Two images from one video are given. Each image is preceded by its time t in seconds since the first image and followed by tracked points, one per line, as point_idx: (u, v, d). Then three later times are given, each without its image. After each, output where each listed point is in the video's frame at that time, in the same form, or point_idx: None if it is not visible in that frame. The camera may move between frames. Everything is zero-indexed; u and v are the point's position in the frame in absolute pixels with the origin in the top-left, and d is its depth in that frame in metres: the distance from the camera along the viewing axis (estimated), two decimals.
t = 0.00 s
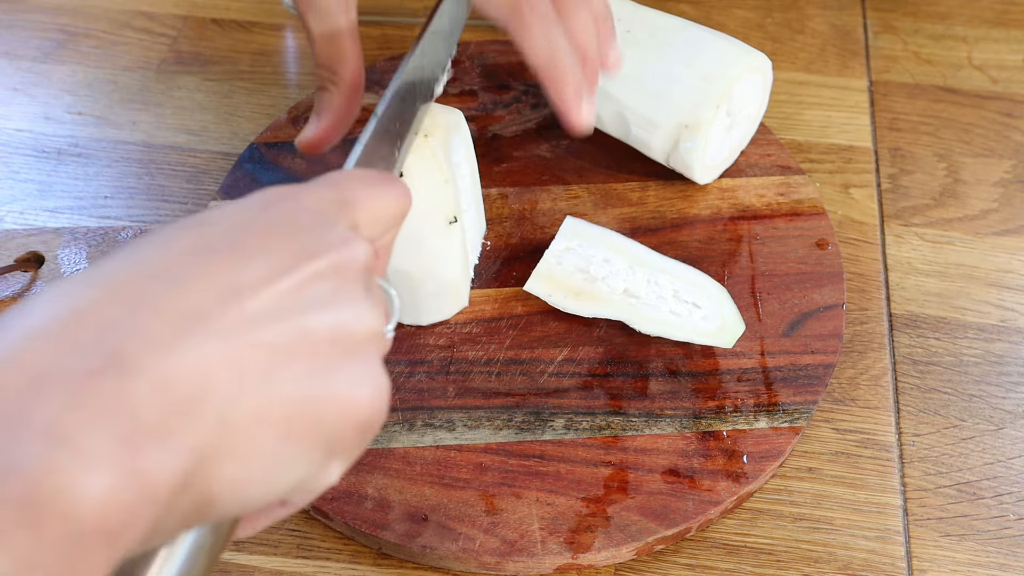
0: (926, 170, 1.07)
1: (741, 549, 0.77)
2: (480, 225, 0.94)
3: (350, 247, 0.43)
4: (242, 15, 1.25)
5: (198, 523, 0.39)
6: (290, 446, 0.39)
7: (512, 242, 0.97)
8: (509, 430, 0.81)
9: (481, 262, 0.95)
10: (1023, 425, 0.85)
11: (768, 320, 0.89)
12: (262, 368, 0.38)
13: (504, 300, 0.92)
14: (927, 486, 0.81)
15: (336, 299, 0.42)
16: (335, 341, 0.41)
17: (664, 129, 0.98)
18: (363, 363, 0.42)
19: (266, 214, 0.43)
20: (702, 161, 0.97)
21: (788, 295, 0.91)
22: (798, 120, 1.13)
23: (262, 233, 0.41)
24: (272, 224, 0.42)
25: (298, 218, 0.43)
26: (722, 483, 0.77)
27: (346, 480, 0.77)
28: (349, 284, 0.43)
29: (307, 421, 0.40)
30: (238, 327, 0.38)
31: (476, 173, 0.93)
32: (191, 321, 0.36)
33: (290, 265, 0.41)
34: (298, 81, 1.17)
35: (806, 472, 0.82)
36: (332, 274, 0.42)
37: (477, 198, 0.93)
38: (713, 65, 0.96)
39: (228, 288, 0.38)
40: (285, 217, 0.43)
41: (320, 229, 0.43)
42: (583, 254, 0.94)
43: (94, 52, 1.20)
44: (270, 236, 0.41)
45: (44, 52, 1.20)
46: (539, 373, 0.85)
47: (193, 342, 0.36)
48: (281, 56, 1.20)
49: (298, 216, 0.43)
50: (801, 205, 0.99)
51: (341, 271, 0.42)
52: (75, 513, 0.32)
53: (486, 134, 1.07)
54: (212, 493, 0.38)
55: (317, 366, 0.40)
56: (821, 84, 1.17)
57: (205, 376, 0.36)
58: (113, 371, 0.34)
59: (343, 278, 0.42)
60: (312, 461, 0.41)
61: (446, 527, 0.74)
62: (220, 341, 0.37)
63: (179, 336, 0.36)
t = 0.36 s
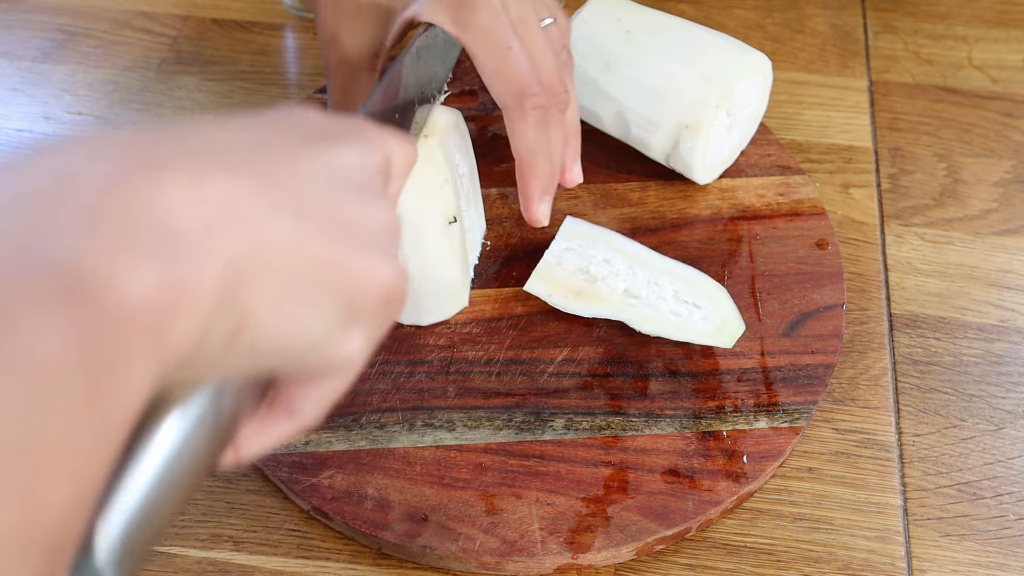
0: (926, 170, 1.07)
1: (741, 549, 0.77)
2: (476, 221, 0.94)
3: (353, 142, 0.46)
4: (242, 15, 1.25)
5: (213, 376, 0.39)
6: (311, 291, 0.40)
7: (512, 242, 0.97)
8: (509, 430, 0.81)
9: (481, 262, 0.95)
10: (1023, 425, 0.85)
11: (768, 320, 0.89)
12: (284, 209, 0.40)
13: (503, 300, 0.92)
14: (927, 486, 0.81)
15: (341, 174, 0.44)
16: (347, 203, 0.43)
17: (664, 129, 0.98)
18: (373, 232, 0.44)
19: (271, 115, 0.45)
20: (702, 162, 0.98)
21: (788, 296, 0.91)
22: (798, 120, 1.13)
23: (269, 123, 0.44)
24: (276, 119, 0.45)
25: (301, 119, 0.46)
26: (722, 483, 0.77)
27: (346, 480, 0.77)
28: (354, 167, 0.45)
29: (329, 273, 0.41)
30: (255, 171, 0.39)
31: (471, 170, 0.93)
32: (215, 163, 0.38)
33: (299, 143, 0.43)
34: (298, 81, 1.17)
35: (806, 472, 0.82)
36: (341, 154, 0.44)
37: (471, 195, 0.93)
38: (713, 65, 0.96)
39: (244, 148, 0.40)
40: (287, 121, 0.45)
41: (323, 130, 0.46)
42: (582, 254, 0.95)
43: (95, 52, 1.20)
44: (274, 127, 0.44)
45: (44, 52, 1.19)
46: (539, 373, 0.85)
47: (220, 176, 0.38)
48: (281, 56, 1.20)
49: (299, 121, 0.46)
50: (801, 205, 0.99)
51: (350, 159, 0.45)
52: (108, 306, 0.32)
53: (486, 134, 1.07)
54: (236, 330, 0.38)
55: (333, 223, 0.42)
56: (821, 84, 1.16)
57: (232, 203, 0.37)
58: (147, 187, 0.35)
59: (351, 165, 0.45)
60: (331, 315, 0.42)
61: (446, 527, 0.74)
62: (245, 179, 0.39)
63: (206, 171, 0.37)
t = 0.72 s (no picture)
0: (926, 170, 1.07)
1: (741, 549, 0.77)
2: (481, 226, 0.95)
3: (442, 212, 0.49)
4: (242, 15, 1.25)
5: (335, 434, 0.40)
6: (423, 358, 0.43)
7: (511, 243, 0.97)
8: (509, 430, 0.81)
9: (481, 262, 0.95)
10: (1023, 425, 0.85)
11: (768, 320, 0.89)
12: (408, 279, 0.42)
13: (503, 300, 0.92)
14: (927, 486, 0.81)
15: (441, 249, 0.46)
16: (451, 278, 0.46)
17: (664, 129, 0.98)
18: (466, 308, 0.46)
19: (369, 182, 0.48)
20: (703, 162, 0.98)
21: (788, 296, 0.91)
22: (798, 120, 1.13)
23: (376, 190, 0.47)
24: (379, 187, 0.48)
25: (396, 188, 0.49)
26: (722, 483, 0.77)
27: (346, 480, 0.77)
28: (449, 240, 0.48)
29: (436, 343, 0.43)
30: (385, 238, 0.42)
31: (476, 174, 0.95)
32: (352, 229, 0.41)
33: (409, 213, 0.46)
34: (298, 81, 1.17)
35: (806, 472, 0.82)
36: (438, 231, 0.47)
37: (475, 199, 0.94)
38: (712, 65, 0.96)
39: (371, 215, 0.43)
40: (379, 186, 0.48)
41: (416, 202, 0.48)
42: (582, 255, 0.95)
43: (95, 52, 1.20)
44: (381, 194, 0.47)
45: (44, 52, 1.19)
46: (539, 373, 0.85)
47: (362, 244, 0.40)
48: (281, 56, 1.20)
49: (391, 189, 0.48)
50: (801, 205, 0.99)
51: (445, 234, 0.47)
52: (298, 359, 0.34)
53: (486, 134, 1.06)
54: (369, 392, 0.40)
55: (440, 291, 0.44)
56: (821, 84, 1.16)
57: (376, 270, 0.40)
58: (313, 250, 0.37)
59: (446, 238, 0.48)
60: (431, 383, 0.44)
61: (446, 527, 0.74)
62: (378, 250, 0.41)
63: (349, 238, 0.40)
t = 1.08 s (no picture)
0: (926, 170, 1.07)
1: (741, 549, 0.77)
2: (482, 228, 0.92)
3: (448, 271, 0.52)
4: (241, 15, 1.25)
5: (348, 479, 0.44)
6: (426, 414, 0.45)
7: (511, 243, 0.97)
8: (509, 430, 0.81)
9: (481, 262, 0.95)
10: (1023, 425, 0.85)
11: (768, 320, 0.89)
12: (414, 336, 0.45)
13: (503, 300, 0.92)
14: (927, 486, 0.81)
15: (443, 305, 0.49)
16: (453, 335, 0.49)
17: (664, 129, 0.98)
18: (469, 361, 0.49)
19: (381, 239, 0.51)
20: (703, 162, 0.98)
21: (788, 296, 0.91)
22: (798, 120, 1.13)
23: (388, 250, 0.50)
24: (392, 244, 0.51)
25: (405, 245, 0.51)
26: (722, 483, 0.77)
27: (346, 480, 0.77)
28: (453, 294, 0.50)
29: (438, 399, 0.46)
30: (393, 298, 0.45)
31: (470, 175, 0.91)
32: (363, 291, 0.44)
33: (417, 272, 0.49)
34: (298, 81, 1.17)
35: (806, 472, 0.82)
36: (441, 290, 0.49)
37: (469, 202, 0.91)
38: (712, 65, 0.96)
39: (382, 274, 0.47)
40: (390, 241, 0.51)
41: (424, 262, 0.51)
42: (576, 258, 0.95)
43: (95, 52, 1.20)
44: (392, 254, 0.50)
45: (44, 52, 1.19)
46: (539, 373, 0.85)
47: (373, 306, 0.43)
48: (281, 56, 1.20)
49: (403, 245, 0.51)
50: (801, 205, 0.99)
51: (449, 291, 0.50)
52: (313, 415, 0.37)
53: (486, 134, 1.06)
54: (375, 446, 0.43)
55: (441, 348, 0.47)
56: (821, 84, 1.16)
57: (384, 330, 0.43)
58: (323, 314, 0.40)
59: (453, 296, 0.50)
60: (435, 435, 0.47)
61: (447, 527, 0.74)
62: (386, 312, 0.44)
63: (361, 299, 0.43)
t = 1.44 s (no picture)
0: (926, 170, 1.07)
1: (741, 549, 0.77)
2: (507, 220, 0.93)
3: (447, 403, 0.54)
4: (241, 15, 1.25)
5: None
6: (418, 565, 0.49)
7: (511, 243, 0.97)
8: (509, 430, 0.81)
9: (481, 262, 0.95)
10: (1023, 425, 0.85)
11: (768, 320, 0.89)
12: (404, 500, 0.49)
13: (503, 301, 0.92)
14: (927, 486, 0.81)
15: (438, 450, 0.52)
16: (444, 473, 0.52)
17: (661, 127, 0.98)
18: (459, 494, 0.53)
19: (386, 369, 0.53)
20: (698, 161, 0.98)
21: (788, 295, 0.91)
22: (798, 120, 1.13)
23: (390, 387, 0.52)
24: (396, 378, 0.53)
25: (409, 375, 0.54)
26: (722, 483, 0.77)
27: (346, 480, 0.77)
28: (447, 431, 0.53)
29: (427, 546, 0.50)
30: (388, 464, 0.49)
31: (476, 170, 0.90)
32: (359, 462, 0.47)
33: (411, 413, 0.51)
34: (298, 81, 1.17)
35: (806, 472, 0.82)
36: (436, 430, 0.52)
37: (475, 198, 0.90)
38: (711, 65, 0.95)
39: (380, 427, 0.50)
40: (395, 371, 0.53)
41: (424, 392, 0.53)
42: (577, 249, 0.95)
43: (95, 52, 1.20)
44: (396, 390, 0.52)
45: (45, 52, 1.19)
46: (539, 373, 0.85)
47: (366, 482, 0.47)
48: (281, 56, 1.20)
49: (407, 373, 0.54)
50: (801, 205, 0.99)
51: (442, 425, 0.53)
52: None
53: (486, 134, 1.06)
54: None
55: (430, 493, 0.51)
56: (821, 84, 1.16)
57: (377, 505, 0.47)
58: (317, 501, 0.45)
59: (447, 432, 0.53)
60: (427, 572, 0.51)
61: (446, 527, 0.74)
62: (378, 482, 0.48)
63: (356, 475, 0.47)
